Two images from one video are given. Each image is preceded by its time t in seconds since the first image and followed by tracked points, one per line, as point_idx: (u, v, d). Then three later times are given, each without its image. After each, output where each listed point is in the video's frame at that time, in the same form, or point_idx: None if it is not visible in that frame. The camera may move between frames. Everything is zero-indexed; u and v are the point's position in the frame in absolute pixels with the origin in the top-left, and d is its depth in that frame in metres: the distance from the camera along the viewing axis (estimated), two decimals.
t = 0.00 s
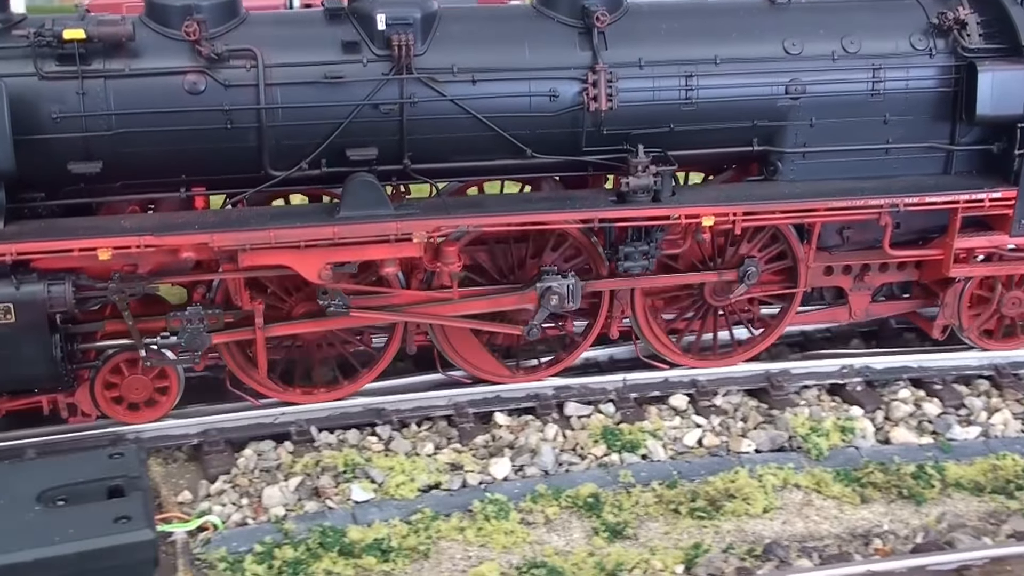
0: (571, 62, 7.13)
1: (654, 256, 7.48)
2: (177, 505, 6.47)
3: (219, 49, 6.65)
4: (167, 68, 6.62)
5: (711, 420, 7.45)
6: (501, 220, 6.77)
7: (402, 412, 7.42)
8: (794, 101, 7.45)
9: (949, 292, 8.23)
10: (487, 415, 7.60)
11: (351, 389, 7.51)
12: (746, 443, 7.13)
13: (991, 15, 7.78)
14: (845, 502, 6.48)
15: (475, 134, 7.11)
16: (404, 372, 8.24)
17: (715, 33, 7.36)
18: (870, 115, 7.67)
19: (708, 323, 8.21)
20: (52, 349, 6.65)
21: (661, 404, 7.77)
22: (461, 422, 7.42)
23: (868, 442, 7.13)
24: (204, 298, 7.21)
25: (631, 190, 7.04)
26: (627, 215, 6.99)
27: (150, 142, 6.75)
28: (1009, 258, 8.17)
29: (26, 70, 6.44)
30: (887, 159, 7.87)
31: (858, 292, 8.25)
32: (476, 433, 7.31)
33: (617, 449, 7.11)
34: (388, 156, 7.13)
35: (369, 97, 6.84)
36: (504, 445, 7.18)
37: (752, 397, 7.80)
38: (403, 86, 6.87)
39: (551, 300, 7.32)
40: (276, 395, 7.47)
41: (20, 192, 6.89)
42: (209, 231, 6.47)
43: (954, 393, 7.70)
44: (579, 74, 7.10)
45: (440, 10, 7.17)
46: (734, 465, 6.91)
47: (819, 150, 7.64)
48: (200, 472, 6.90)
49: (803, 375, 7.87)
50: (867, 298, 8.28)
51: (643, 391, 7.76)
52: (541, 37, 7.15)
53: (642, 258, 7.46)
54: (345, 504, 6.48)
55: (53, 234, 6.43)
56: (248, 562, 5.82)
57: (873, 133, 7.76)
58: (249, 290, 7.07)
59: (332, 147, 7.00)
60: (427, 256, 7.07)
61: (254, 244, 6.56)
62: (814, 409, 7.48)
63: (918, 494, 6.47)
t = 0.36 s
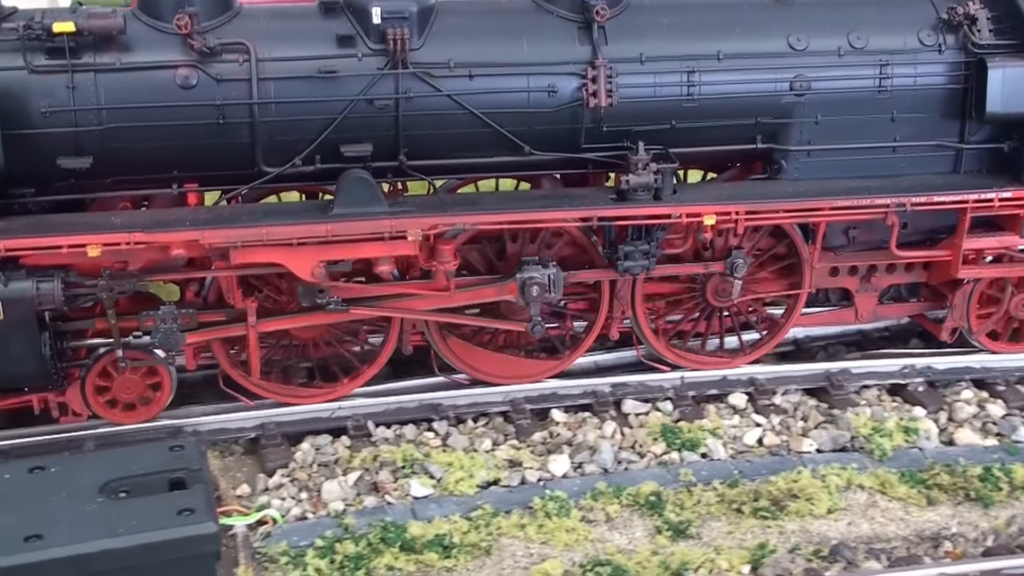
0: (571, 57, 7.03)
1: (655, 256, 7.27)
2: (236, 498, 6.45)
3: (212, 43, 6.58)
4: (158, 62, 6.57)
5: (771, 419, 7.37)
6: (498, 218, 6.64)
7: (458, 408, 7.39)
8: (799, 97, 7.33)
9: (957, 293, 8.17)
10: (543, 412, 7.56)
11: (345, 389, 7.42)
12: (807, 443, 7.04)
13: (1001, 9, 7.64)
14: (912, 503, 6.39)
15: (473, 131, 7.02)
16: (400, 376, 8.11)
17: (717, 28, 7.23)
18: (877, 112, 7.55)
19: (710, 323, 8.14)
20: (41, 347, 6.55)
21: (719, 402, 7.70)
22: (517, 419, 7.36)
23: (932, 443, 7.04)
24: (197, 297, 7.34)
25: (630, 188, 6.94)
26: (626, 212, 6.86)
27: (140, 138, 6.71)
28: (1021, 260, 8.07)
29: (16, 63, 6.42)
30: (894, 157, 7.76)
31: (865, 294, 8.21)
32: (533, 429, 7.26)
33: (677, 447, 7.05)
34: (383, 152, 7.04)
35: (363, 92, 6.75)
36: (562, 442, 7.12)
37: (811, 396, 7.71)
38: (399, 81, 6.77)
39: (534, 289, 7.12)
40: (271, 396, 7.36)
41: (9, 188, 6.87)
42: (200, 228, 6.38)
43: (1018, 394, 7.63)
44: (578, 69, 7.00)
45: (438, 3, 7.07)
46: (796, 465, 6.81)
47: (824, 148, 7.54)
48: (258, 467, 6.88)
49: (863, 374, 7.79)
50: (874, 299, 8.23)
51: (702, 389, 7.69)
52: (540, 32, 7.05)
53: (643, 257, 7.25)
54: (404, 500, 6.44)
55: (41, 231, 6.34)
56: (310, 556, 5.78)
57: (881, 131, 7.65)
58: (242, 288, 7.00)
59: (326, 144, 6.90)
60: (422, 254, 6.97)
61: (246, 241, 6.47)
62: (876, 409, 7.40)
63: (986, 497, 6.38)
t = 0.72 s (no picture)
0: (570, 53, 6.86)
1: (652, 255, 7.26)
2: (295, 490, 6.48)
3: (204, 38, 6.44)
4: (150, 58, 6.42)
5: (829, 417, 7.33)
6: (493, 218, 6.56)
7: (515, 403, 7.39)
8: (799, 96, 7.19)
9: (961, 295, 8.06)
10: (599, 408, 7.57)
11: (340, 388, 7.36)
12: (866, 442, 7.00)
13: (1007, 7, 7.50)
14: (974, 504, 6.34)
15: (466, 129, 6.89)
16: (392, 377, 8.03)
17: (716, 24, 7.07)
18: (879, 111, 7.42)
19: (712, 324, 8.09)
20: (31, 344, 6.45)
21: (775, 400, 7.67)
22: (573, 414, 7.36)
23: (993, 444, 7.01)
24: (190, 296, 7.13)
25: (628, 187, 6.83)
26: (624, 212, 6.76)
27: (132, 134, 6.55)
28: None
29: (6, 58, 6.28)
30: (896, 156, 7.65)
31: (867, 295, 8.13)
32: (590, 425, 7.27)
33: (735, 445, 7.02)
34: (378, 149, 6.91)
35: (358, 90, 6.63)
36: (619, 438, 7.13)
37: (869, 395, 7.68)
38: (394, 79, 6.65)
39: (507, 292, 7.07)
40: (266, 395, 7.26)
41: None
42: (193, 226, 6.27)
43: None
44: (575, 66, 6.84)
45: None
46: (855, 464, 6.77)
47: (826, 148, 7.42)
48: (316, 458, 6.91)
49: (922, 373, 7.76)
50: (876, 300, 8.15)
51: (759, 386, 7.66)
52: (537, 26, 6.88)
53: (640, 256, 7.24)
54: (463, 493, 6.47)
55: (31, 229, 6.21)
56: (371, 548, 5.80)
57: (882, 131, 7.52)
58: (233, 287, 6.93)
59: (320, 140, 6.78)
60: (416, 253, 6.88)
61: (238, 239, 6.39)
62: (935, 408, 7.36)
63: None
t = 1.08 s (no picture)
0: (565, 51, 6.70)
1: (647, 255, 7.15)
2: (356, 482, 6.49)
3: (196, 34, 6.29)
4: (143, 54, 6.29)
5: (888, 416, 7.29)
6: (487, 217, 6.43)
7: (571, 398, 7.38)
8: (798, 94, 7.02)
9: (962, 297, 7.95)
10: (656, 404, 7.53)
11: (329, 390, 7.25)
12: (926, 442, 6.96)
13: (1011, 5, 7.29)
14: None
15: (459, 126, 6.75)
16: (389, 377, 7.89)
17: (713, 21, 6.90)
18: (879, 110, 7.25)
19: (707, 322, 8.01)
20: (22, 342, 6.37)
21: (833, 398, 7.62)
22: (631, 410, 7.33)
23: None
24: (181, 293, 7.02)
25: (622, 186, 6.70)
26: (620, 212, 6.62)
27: (122, 132, 6.44)
28: None
29: None
30: (895, 155, 7.47)
31: (867, 296, 8.01)
32: (647, 421, 7.25)
33: (794, 443, 6.99)
34: (371, 147, 6.77)
35: (351, 86, 6.49)
36: (677, 434, 7.11)
37: (927, 395, 7.64)
38: (386, 76, 6.51)
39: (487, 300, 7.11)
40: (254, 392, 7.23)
41: None
42: (181, 224, 6.15)
43: None
44: (570, 64, 6.69)
45: None
46: (916, 464, 6.71)
47: (824, 147, 7.26)
48: (373, 451, 6.93)
49: (981, 374, 7.72)
50: (876, 301, 8.03)
51: (817, 385, 7.62)
52: (532, 22, 6.71)
53: (636, 256, 7.14)
54: (522, 487, 6.46)
55: (20, 227, 6.10)
56: (433, 540, 5.79)
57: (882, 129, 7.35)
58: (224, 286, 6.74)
59: (312, 138, 6.64)
60: (409, 252, 6.73)
61: (227, 238, 6.25)
62: (995, 409, 7.34)
63: None
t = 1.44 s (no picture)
0: (561, 46, 6.55)
1: (643, 255, 6.98)
2: (416, 476, 6.44)
3: (186, 29, 6.14)
4: (131, 48, 6.13)
5: (954, 417, 7.20)
6: (482, 215, 6.33)
7: (632, 396, 7.30)
8: (798, 91, 6.88)
9: (965, 298, 7.79)
10: (716, 402, 7.44)
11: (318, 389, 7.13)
12: (994, 443, 6.87)
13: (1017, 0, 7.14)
14: None
15: (452, 123, 6.60)
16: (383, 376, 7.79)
17: (711, 17, 6.76)
18: (880, 108, 7.10)
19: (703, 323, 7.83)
20: (9, 339, 6.32)
21: (897, 398, 7.52)
22: (691, 408, 7.24)
23: None
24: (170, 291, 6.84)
25: (618, 184, 6.56)
26: (614, 211, 6.48)
27: (110, 128, 6.29)
28: None
29: None
30: (897, 154, 7.32)
31: (867, 297, 7.84)
32: (708, 419, 7.17)
33: (859, 443, 6.90)
34: (364, 144, 6.62)
35: (343, 82, 6.33)
36: (739, 433, 7.03)
37: (992, 395, 7.55)
38: (378, 71, 6.35)
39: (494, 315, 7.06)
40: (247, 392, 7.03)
41: None
42: (171, 220, 6.02)
43: None
44: (566, 59, 6.54)
45: None
46: (985, 465, 6.63)
47: (825, 146, 7.14)
48: (432, 446, 6.87)
49: None
50: (877, 302, 7.86)
51: (880, 384, 7.51)
52: (526, 16, 6.56)
53: (632, 256, 6.96)
54: (585, 484, 6.38)
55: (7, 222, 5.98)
56: (498, 537, 5.73)
57: (881, 128, 7.19)
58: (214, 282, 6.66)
59: (303, 134, 6.50)
60: (402, 251, 6.59)
61: (218, 235, 6.11)
62: None
63: None
